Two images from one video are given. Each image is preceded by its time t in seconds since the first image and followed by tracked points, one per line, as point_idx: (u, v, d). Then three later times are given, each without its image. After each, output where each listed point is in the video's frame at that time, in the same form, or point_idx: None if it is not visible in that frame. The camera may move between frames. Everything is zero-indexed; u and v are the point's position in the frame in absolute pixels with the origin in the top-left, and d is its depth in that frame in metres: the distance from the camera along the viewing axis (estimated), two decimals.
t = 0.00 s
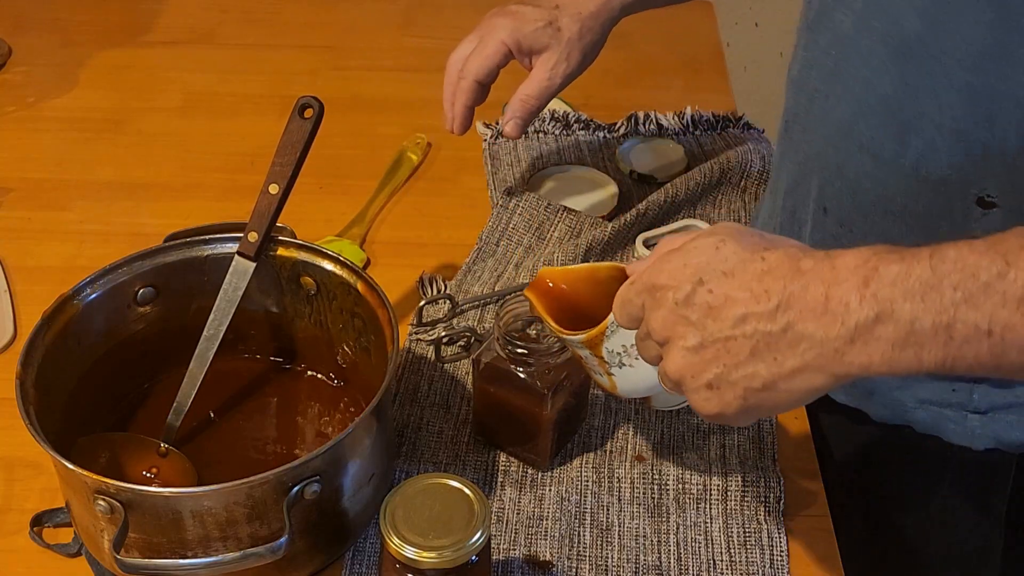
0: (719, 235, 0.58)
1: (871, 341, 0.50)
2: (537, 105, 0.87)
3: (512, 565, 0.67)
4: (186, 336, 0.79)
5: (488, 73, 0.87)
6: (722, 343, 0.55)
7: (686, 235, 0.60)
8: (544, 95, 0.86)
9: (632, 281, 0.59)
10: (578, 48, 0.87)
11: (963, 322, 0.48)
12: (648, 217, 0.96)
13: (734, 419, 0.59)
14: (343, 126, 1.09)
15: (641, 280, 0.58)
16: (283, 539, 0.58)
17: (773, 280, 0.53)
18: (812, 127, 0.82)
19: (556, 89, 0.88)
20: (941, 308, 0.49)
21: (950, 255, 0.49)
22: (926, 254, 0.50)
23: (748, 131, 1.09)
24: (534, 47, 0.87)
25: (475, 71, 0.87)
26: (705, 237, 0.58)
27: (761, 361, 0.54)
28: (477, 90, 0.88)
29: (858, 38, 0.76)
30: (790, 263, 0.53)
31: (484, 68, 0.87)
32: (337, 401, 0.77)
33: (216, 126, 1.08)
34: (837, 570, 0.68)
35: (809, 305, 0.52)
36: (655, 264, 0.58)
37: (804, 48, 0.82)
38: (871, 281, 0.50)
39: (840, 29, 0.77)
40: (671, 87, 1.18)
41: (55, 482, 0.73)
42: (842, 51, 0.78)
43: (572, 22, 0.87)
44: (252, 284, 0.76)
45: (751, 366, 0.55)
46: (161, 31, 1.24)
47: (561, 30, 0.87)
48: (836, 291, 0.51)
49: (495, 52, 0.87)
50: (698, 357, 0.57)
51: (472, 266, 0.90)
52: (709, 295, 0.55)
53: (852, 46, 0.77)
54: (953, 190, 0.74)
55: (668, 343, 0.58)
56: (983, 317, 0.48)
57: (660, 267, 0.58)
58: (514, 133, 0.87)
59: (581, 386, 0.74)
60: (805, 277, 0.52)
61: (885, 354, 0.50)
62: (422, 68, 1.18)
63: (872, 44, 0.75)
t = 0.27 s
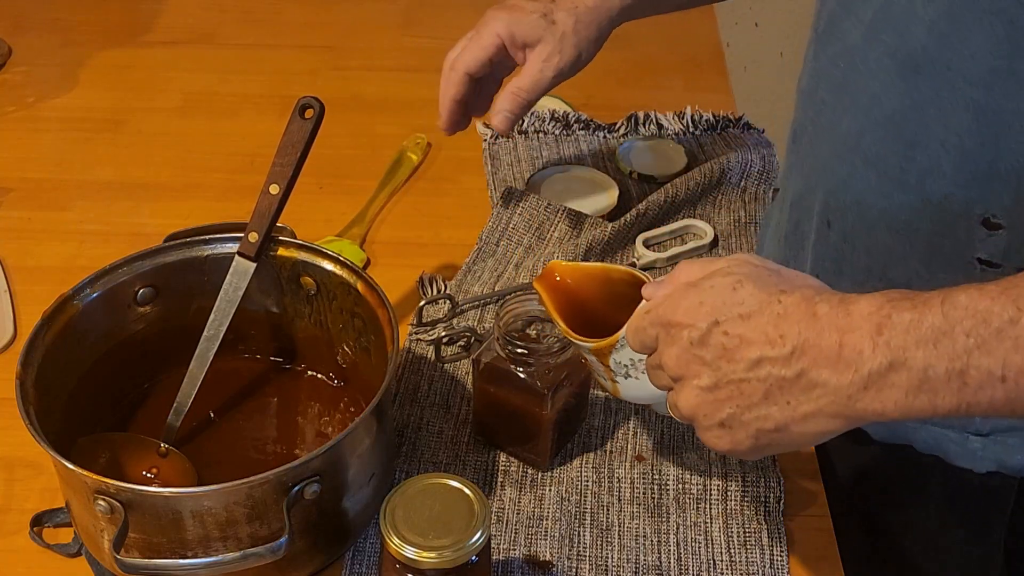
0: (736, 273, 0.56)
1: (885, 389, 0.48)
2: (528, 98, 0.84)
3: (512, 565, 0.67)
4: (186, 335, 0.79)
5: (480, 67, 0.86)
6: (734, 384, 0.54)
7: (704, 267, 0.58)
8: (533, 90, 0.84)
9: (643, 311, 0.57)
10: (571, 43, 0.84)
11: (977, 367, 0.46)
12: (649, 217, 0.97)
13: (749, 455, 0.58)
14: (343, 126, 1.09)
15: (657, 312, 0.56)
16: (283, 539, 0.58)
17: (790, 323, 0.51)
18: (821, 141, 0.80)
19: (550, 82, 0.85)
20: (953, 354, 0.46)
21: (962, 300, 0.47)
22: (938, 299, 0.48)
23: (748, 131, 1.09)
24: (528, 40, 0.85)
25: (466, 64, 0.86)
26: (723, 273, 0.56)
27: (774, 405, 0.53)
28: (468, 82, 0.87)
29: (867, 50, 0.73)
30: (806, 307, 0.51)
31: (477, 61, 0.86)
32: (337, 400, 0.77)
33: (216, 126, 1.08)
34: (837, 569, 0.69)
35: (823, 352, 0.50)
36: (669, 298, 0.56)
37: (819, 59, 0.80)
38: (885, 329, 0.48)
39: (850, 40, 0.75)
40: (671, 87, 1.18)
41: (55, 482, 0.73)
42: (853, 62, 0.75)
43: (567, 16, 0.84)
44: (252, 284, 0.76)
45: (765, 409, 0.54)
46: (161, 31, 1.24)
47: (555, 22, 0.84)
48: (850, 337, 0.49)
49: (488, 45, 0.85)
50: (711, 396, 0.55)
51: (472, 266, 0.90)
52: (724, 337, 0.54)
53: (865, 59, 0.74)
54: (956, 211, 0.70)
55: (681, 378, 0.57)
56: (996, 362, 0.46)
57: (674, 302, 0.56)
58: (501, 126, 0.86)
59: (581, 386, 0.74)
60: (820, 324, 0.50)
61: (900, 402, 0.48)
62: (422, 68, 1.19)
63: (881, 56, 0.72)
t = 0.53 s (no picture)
0: (743, 284, 0.55)
1: (893, 400, 0.48)
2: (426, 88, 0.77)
3: (512, 565, 0.67)
4: (186, 335, 0.79)
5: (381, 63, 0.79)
6: (743, 394, 0.54)
7: (709, 273, 0.58)
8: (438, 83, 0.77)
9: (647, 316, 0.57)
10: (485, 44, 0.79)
11: (986, 376, 0.46)
12: (649, 217, 0.97)
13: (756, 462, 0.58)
14: (343, 126, 1.09)
15: (663, 320, 0.56)
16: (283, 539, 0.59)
17: (798, 334, 0.51)
18: (830, 155, 0.78)
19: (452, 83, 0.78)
20: (961, 364, 0.46)
21: (967, 308, 0.47)
22: (944, 307, 0.48)
23: (748, 131, 1.09)
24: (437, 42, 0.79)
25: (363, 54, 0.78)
26: (730, 283, 0.56)
27: (782, 416, 0.53)
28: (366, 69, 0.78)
29: (874, 63, 0.71)
30: (816, 320, 0.51)
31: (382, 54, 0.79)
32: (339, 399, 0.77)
33: (216, 126, 1.08)
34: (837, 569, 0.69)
35: (831, 365, 0.50)
36: (675, 306, 0.56)
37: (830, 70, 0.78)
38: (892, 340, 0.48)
39: (858, 55, 0.73)
40: (672, 86, 1.18)
41: (55, 482, 0.73)
42: (863, 74, 0.73)
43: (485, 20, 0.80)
44: (252, 284, 0.76)
45: (772, 420, 0.54)
46: (161, 31, 1.24)
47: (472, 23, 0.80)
48: (858, 349, 0.49)
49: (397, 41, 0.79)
50: (718, 407, 0.55)
51: (472, 266, 0.90)
52: (732, 348, 0.53)
53: (875, 72, 0.72)
54: (968, 224, 0.69)
55: (688, 388, 0.57)
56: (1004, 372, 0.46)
57: (681, 311, 0.55)
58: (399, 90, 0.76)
59: (581, 386, 0.74)
60: (829, 338, 0.50)
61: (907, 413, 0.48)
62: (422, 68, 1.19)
63: (890, 70, 0.70)
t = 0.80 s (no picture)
0: (747, 279, 0.55)
1: (899, 394, 0.49)
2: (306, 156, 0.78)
3: (512, 565, 0.67)
4: (186, 335, 0.79)
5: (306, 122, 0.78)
6: (749, 391, 0.54)
7: (712, 267, 0.57)
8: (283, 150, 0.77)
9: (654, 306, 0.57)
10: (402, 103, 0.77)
11: (989, 368, 0.47)
12: (649, 217, 0.97)
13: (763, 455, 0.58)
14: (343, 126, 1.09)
15: (667, 317, 0.55)
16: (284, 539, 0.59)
17: (803, 329, 0.51)
18: (840, 174, 0.78)
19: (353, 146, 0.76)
20: (965, 357, 0.47)
21: (970, 302, 0.47)
22: (948, 301, 0.48)
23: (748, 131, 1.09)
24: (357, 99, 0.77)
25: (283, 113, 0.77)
26: (734, 278, 0.55)
27: (789, 411, 0.53)
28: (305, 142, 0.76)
29: (881, 79, 0.72)
30: (819, 315, 0.51)
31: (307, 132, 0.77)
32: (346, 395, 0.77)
33: (217, 126, 1.08)
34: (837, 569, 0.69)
35: (837, 359, 0.50)
36: (678, 302, 0.56)
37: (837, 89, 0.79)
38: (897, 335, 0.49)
39: (864, 71, 0.75)
40: (672, 87, 1.18)
41: (55, 482, 0.73)
42: (870, 90, 0.74)
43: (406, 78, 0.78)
44: (253, 284, 0.76)
45: (777, 415, 0.54)
46: (161, 31, 1.24)
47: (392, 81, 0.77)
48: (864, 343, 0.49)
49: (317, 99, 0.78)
50: (723, 404, 0.56)
51: (472, 266, 0.90)
52: (738, 344, 0.53)
53: (883, 87, 0.72)
54: (983, 237, 0.67)
55: (692, 385, 0.57)
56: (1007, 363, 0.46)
57: (686, 304, 0.55)
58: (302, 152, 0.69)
59: (581, 386, 0.74)
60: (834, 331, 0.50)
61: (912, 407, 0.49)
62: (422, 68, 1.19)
63: (897, 84, 0.71)
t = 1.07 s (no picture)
0: (765, 263, 0.55)
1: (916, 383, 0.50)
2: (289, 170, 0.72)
3: (512, 565, 0.67)
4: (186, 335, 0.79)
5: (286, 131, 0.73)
6: (767, 375, 0.55)
7: (729, 247, 0.56)
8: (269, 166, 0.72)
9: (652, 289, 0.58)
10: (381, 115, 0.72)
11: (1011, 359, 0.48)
12: (650, 217, 0.97)
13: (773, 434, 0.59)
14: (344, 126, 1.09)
15: (681, 299, 0.56)
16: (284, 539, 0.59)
17: (822, 317, 0.52)
18: (833, 186, 0.78)
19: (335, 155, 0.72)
20: (988, 348, 0.48)
21: (994, 293, 0.48)
22: (969, 292, 0.49)
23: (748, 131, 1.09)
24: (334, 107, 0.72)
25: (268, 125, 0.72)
26: (751, 263, 0.55)
27: (806, 396, 0.54)
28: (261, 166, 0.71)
29: (879, 91, 0.71)
30: (840, 303, 0.52)
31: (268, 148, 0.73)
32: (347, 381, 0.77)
33: (217, 126, 1.08)
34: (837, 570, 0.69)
35: (856, 350, 0.51)
36: (693, 283, 0.56)
37: (825, 102, 0.78)
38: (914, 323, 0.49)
39: (856, 83, 0.74)
40: (672, 87, 1.18)
41: (55, 482, 0.73)
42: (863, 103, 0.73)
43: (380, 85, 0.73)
44: (253, 284, 0.76)
45: (791, 401, 0.55)
46: (161, 31, 1.24)
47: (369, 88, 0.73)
48: (882, 333, 0.50)
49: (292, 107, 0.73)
50: (739, 387, 0.57)
51: (472, 266, 0.90)
52: (756, 331, 0.54)
53: (878, 100, 0.71)
54: (985, 247, 0.68)
55: (708, 368, 0.57)
56: None
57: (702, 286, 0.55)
58: (275, 181, 0.68)
59: (581, 386, 0.74)
60: (855, 321, 0.51)
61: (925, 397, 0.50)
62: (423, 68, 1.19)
63: (894, 98, 0.70)
